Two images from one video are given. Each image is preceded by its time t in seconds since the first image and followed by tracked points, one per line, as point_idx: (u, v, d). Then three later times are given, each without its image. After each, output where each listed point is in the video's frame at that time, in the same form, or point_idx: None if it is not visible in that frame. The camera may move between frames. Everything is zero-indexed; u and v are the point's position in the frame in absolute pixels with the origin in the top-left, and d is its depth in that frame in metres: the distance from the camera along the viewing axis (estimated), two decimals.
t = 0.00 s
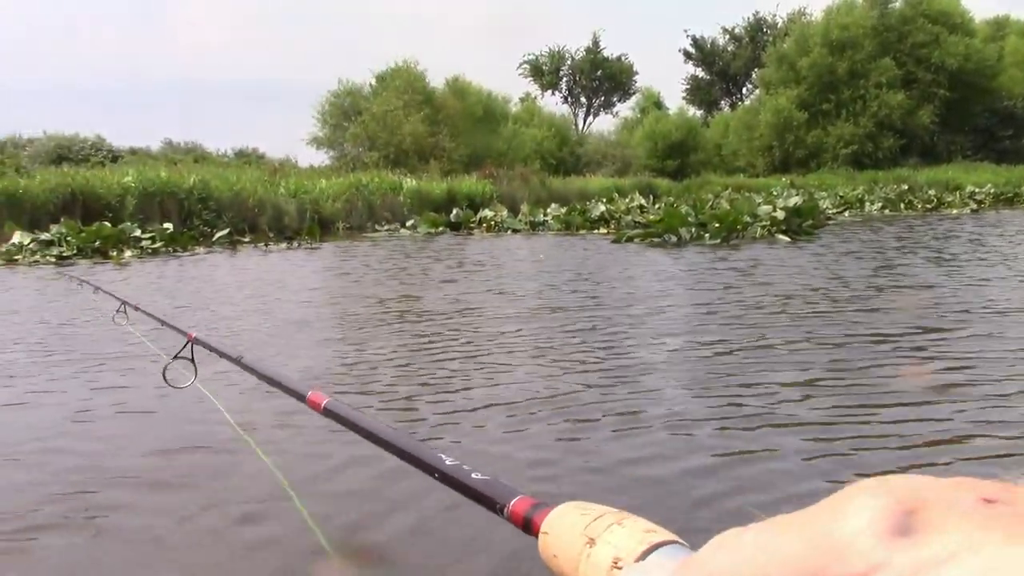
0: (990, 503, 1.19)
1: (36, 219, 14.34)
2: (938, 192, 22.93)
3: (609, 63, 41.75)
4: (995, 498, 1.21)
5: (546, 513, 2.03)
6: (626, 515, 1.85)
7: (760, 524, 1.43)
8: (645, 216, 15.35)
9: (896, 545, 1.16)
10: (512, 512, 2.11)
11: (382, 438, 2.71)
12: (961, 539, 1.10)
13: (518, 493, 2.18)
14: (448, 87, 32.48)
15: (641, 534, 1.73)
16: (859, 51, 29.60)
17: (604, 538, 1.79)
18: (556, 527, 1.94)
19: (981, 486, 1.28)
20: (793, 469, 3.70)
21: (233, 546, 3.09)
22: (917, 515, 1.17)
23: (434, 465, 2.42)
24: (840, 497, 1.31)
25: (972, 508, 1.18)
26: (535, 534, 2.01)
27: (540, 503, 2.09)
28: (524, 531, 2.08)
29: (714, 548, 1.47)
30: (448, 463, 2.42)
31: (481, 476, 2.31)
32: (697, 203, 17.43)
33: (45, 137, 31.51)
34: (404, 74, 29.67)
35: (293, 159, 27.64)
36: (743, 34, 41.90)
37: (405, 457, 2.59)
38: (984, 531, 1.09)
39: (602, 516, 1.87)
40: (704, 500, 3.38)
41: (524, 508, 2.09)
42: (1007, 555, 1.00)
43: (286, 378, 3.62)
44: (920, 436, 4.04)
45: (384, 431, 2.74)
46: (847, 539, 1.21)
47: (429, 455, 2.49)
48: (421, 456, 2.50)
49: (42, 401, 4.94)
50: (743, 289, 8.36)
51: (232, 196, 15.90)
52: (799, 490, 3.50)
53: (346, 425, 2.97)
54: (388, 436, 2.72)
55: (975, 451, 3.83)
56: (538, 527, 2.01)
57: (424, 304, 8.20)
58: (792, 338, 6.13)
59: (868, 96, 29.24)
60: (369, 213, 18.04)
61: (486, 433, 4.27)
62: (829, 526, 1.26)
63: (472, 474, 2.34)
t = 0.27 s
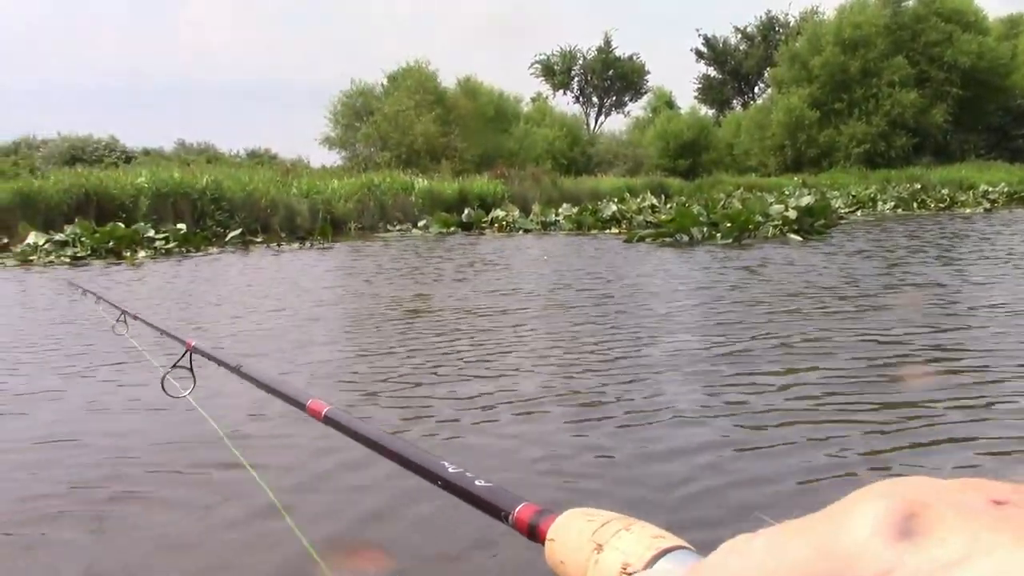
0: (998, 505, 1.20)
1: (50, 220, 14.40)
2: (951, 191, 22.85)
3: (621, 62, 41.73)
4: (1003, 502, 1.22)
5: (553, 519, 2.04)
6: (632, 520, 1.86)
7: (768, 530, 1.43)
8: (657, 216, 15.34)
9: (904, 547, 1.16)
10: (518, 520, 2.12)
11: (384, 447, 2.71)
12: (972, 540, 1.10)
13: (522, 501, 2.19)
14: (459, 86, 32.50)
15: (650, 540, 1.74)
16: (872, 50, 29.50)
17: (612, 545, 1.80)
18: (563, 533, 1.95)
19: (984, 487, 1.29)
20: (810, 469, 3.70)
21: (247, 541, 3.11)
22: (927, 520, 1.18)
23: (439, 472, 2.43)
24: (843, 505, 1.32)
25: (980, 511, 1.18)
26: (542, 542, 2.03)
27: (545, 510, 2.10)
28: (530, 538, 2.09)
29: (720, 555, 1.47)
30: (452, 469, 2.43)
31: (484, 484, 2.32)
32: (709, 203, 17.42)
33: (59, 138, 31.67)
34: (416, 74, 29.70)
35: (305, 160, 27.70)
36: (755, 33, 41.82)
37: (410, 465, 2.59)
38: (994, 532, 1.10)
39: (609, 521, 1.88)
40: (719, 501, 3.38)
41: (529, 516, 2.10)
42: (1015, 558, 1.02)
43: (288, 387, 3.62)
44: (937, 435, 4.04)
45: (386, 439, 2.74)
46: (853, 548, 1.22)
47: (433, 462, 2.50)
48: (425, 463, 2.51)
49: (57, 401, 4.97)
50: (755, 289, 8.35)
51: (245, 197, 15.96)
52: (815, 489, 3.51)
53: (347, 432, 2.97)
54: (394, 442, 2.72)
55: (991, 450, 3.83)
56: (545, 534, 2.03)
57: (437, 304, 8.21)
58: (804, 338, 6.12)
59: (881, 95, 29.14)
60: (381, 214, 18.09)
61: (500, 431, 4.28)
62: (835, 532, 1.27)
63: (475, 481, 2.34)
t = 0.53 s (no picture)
0: (1009, 499, 1.21)
1: (63, 220, 14.47)
2: (961, 190, 22.80)
3: (631, 62, 41.72)
4: (1014, 494, 1.23)
5: (557, 511, 2.06)
6: (637, 513, 1.88)
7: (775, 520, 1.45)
8: (667, 216, 15.34)
9: (914, 542, 1.18)
10: (521, 511, 2.15)
11: (384, 439, 2.74)
12: (982, 537, 1.13)
13: (527, 492, 2.21)
14: (469, 86, 32.54)
15: (654, 531, 1.76)
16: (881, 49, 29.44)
17: (615, 538, 1.82)
18: (568, 525, 1.97)
19: (995, 477, 1.31)
20: (816, 468, 3.72)
21: (257, 537, 3.14)
22: (939, 517, 1.20)
23: (439, 463, 2.46)
24: (850, 497, 1.34)
25: (992, 503, 1.20)
26: (546, 532, 2.05)
27: (548, 501, 2.13)
28: (532, 529, 2.12)
29: (726, 547, 1.50)
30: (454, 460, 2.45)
31: (486, 475, 2.34)
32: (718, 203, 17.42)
33: (70, 138, 31.81)
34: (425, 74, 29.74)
35: (315, 159, 27.78)
36: (765, 32, 41.77)
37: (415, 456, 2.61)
38: (1004, 530, 1.12)
39: (613, 513, 1.90)
40: (727, 500, 3.41)
41: (532, 507, 2.13)
42: None
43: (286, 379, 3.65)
44: (946, 434, 4.05)
45: (387, 430, 2.76)
46: (860, 541, 1.24)
47: (435, 454, 2.52)
48: (426, 454, 2.54)
49: (71, 399, 5.01)
50: (764, 289, 8.36)
51: (256, 197, 16.03)
52: (825, 488, 3.52)
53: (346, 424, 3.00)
54: (392, 435, 2.75)
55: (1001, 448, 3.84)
56: (548, 527, 2.05)
57: (447, 303, 8.24)
58: (813, 339, 6.13)
59: (891, 95, 29.07)
60: (390, 213, 18.13)
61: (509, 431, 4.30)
62: (841, 525, 1.29)
63: (477, 473, 2.36)
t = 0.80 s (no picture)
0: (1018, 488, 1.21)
1: (72, 220, 14.51)
2: (969, 190, 22.74)
3: (637, 62, 41.70)
4: None
5: (560, 494, 2.08)
6: (641, 496, 1.90)
7: (782, 506, 1.46)
8: (674, 216, 15.35)
9: (921, 529, 1.19)
10: (524, 492, 2.16)
11: (387, 419, 2.77)
12: (993, 521, 1.13)
13: (528, 475, 2.24)
14: (475, 87, 32.58)
15: (660, 516, 1.78)
16: (889, 48, 29.37)
17: (620, 520, 1.83)
18: (571, 507, 1.99)
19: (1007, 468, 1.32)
20: (827, 465, 3.73)
21: (263, 545, 3.17)
22: (950, 500, 1.20)
23: (441, 444, 2.50)
24: (858, 483, 1.35)
25: (1005, 492, 1.21)
26: (550, 515, 2.06)
27: (551, 483, 2.15)
28: (535, 510, 2.13)
29: (732, 530, 1.50)
30: (455, 441, 2.48)
31: (486, 454, 2.36)
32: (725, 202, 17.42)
33: (79, 139, 31.93)
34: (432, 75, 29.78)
35: (322, 160, 27.84)
36: (772, 32, 41.71)
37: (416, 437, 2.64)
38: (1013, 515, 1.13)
39: (618, 497, 1.92)
40: (738, 498, 3.42)
41: (535, 488, 2.15)
42: None
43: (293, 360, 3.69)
44: (955, 431, 4.06)
45: (391, 410, 2.80)
46: (867, 524, 1.25)
47: (439, 434, 2.55)
48: (428, 433, 2.57)
49: (82, 401, 5.04)
50: (772, 288, 8.36)
51: (263, 198, 16.10)
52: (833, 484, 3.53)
53: (350, 402, 3.03)
54: (395, 414, 2.78)
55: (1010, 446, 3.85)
56: (551, 508, 2.07)
57: (454, 303, 8.28)
58: (820, 338, 6.14)
59: (898, 94, 29.00)
60: (397, 214, 18.24)
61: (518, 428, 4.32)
62: (850, 510, 1.30)
63: (478, 452, 2.39)
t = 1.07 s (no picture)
0: (996, 497, 1.22)
1: (78, 220, 14.56)
2: (974, 190, 22.71)
3: (642, 63, 41.69)
4: (1001, 491, 1.24)
5: (566, 489, 2.09)
6: (644, 495, 1.91)
7: (768, 510, 1.47)
8: (678, 216, 15.35)
9: (904, 536, 1.20)
10: (535, 487, 2.17)
11: (413, 411, 2.79)
12: (968, 533, 1.14)
13: (542, 470, 2.25)
14: (480, 87, 32.59)
15: (657, 515, 1.80)
16: (894, 48, 29.32)
17: (620, 518, 1.85)
18: (576, 503, 2.00)
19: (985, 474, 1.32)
20: (829, 464, 3.75)
21: (267, 540, 3.19)
22: (928, 515, 1.21)
23: (462, 438, 2.51)
24: (841, 490, 1.36)
25: (977, 501, 1.21)
26: (556, 509, 2.07)
27: (562, 479, 2.15)
28: (546, 505, 2.14)
29: (720, 532, 1.51)
30: (474, 435, 2.51)
31: (503, 450, 2.38)
32: (729, 203, 17.42)
33: (85, 140, 32.02)
34: (437, 75, 29.81)
35: (327, 160, 27.88)
36: (777, 32, 41.66)
37: (436, 431, 2.67)
38: (989, 526, 1.14)
39: (621, 494, 1.93)
40: (742, 495, 3.44)
41: (546, 484, 2.15)
42: (1008, 550, 1.05)
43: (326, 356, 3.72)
44: (957, 430, 4.08)
45: (415, 403, 2.83)
46: (849, 530, 1.26)
47: (460, 428, 2.58)
48: (449, 428, 2.59)
49: (90, 399, 5.07)
50: (776, 288, 8.38)
51: (268, 198, 16.14)
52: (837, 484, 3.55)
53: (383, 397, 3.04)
54: (423, 408, 2.80)
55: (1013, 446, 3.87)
56: (558, 503, 2.08)
57: (459, 302, 8.31)
58: (824, 337, 6.16)
59: (904, 94, 28.95)
60: (403, 215, 18.28)
61: (523, 426, 4.35)
62: (832, 518, 1.31)
63: (495, 448, 2.41)
